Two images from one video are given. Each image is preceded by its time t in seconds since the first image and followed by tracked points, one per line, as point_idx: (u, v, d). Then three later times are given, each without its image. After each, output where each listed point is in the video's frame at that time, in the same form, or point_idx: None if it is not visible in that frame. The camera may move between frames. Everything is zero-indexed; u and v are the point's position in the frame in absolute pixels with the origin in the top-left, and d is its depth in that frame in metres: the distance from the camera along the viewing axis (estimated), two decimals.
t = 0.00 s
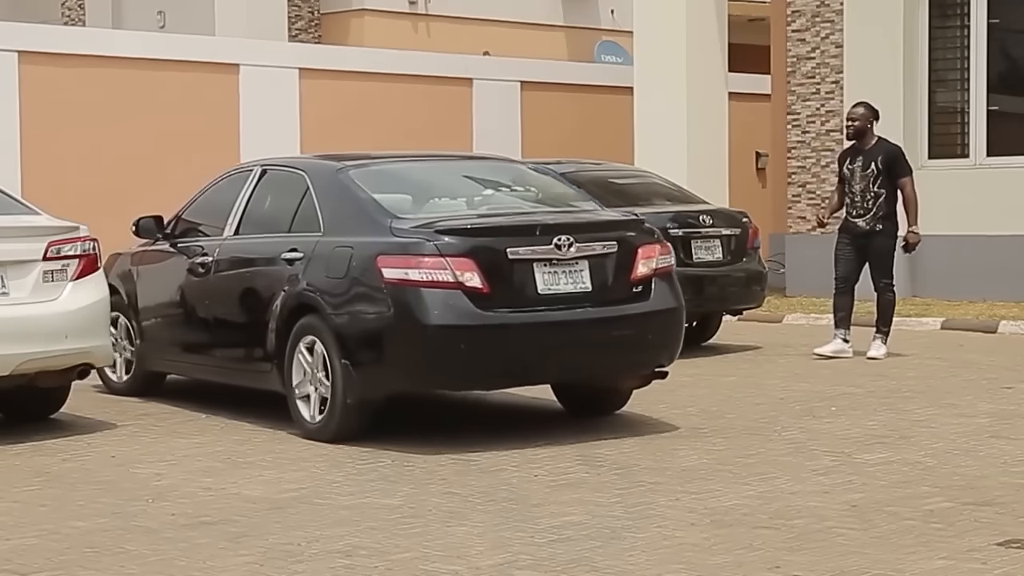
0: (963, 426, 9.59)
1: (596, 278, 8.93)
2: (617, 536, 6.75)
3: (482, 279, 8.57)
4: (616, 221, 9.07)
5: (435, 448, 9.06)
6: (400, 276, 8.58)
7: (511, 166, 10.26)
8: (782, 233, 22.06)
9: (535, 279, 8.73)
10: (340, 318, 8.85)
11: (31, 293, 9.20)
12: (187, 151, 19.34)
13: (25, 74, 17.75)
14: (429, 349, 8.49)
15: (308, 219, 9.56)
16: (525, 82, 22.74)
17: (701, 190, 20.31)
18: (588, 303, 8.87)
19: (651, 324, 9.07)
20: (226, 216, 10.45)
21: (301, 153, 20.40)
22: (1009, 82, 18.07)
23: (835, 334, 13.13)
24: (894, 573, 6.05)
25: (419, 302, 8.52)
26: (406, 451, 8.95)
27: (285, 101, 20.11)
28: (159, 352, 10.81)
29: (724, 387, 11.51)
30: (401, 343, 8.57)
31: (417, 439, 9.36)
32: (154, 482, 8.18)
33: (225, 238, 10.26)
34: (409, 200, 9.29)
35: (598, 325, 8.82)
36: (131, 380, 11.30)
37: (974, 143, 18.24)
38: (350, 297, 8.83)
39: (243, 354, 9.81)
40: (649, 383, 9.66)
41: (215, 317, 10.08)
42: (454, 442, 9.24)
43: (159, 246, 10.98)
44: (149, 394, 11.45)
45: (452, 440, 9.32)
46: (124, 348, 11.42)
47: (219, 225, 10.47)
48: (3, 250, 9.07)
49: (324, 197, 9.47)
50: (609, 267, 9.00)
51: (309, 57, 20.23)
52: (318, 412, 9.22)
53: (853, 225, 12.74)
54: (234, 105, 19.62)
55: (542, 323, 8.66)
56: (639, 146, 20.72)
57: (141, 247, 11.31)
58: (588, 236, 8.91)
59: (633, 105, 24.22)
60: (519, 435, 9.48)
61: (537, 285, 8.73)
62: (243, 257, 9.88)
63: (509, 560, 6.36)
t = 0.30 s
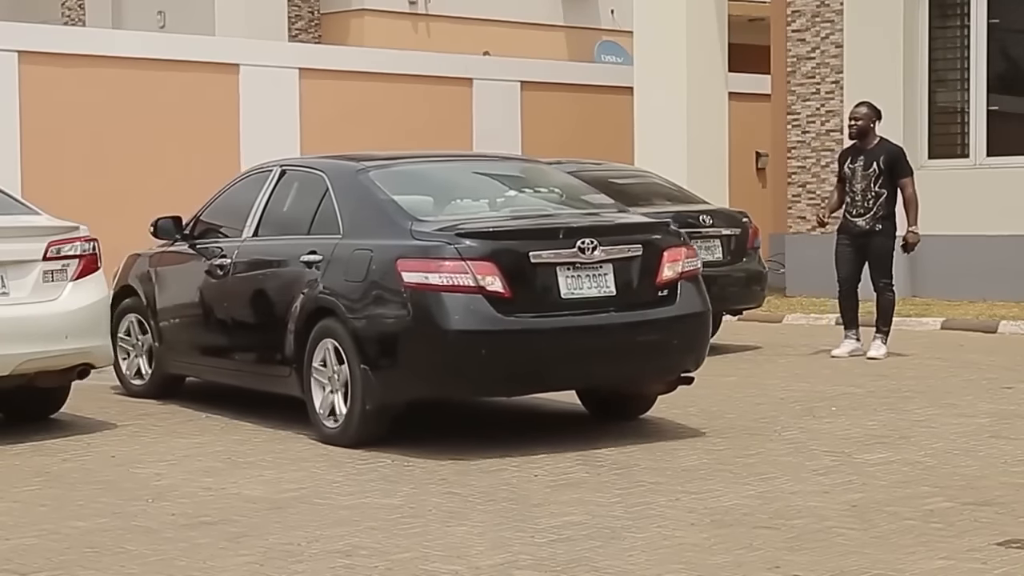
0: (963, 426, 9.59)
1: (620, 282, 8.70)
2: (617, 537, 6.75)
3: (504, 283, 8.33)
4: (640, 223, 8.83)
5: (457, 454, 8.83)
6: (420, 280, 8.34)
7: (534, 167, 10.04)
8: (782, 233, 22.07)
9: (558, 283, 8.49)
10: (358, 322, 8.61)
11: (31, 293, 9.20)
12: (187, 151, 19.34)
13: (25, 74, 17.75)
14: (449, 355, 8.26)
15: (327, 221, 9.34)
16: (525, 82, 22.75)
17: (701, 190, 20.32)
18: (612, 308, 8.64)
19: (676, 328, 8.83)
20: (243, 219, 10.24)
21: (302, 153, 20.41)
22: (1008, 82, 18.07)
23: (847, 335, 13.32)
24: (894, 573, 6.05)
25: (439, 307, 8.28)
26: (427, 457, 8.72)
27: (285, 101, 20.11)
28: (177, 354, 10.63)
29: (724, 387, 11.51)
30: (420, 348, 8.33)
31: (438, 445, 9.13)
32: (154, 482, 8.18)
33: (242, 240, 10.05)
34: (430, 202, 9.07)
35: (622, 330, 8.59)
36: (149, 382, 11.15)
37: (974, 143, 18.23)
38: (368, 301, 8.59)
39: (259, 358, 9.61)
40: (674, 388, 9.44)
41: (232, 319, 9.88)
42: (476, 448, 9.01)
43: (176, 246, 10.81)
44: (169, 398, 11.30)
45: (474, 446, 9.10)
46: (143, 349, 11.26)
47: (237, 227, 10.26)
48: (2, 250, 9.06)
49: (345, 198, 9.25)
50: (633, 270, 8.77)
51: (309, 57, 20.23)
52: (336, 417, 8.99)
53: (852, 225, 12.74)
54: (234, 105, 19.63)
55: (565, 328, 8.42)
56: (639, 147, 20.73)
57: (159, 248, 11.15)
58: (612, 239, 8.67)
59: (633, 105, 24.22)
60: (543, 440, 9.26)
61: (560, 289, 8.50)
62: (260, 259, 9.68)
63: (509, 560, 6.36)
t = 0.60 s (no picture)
0: (963, 426, 9.59)
1: (631, 280, 8.64)
2: (617, 537, 6.75)
3: (514, 281, 8.27)
4: (652, 221, 8.76)
5: (469, 455, 8.76)
6: (430, 279, 8.27)
7: (544, 165, 9.98)
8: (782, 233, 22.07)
9: (569, 282, 8.43)
10: (367, 322, 8.55)
11: (31, 293, 9.20)
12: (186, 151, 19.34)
13: (25, 74, 17.75)
14: (460, 355, 8.20)
15: (336, 219, 9.27)
16: (525, 82, 22.74)
17: (701, 190, 20.31)
18: (623, 307, 8.57)
19: (688, 326, 8.77)
20: (253, 218, 10.17)
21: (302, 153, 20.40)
22: (1008, 82, 18.07)
23: (848, 335, 13.32)
24: (894, 573, 6.05)
25: (449, 306, 8.21)
26: (438, 459, 8.66)
27: (285, 101, 20.12)
28: (187, 354, 10.58)
29: (724, 387, 11.50)
30: (430, 348, 8.27)
31: (449, 447, 9.07)
32: (154, 482, 8.18)
33: (252, 240, 9.98)
34: (440, 200, 9.01)
35: (632, 329, 8.53)
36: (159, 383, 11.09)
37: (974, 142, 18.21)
38: (378, 300, 8.53)
39: (269, 357, 9.56)
40: (686, 389, 9.37)
41: (242, 319, 9.83)
42: (488, 450, 8.94)
43: (185, 246, 10.76)
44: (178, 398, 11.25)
45: (486, 448, 9.03)
46: (152, 350, 11.20)
47: (246, 226, 10.19)
48: (2, 250, 9.06)
49: (354, 197, 9.18)
50: (644, 268, 8.71)
51: (309, 57, 20.23)
52: (346, 417, 8.93)
53: (846, 224, 12.74)
54: (234, 105, 19.63)
55: (575, 327, 8.36)
56: (639, 147, 20.74)
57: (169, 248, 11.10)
58: (623, 238, 8.60)
59: (633, 106, 24.23)
60: (556, 442, 9.19)
61: (571, 287, 8.43)
62: (270, 258, 9.61)
63: (509, 560, 6.35)
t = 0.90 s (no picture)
0: (963, 425, 9.59)
1: (648, 281, 8.52)
2: (617, 537, 6.75)
3: (529, 282, 8.16)
4: (670, 221, 8.64)
5: (484, 459, 8.65)
6: (444, 280, 8.17)
7: (559, 166, 9.88)
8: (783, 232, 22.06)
9: (585, 282, 8.31)
10: (381, 323, 8.44)
11: (31, 293, 9.20)
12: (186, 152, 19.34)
13: (26, 74, 17.75)
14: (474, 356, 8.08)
15: (349, 219, 9.18)
16: (525, 82, 22.75)
17: (700, 189, 20.31)
18: (639, 308, 8.45)
19: (706, 328, 8.63)
20: (265, 217, 10.08)
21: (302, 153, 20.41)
22: (1008, 82, 18.07)
23: (848, 335, 13.32)
24: (894, 573, 6.05)
25: (463, 307, 8.11)
26: (452, 463, 8.55)
27: (285, 101, 20.13)
28: (199, 356, 10.48)
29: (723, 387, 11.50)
30: (444, 350, 8.14)
31: (464, 451, 8.95)
32: (154, 482, 8.18)
33: (263, 240, 9.88)
34: (454, 200, 8.91)
35: (648, 330, 8.40)
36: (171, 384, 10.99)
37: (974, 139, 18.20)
38: (391, 302, 8.43)
39: (282, 359, 9.45)
40: (704, 392, 9.24)
41: (255, 321, 9.72)
42: (504, 454, 8.83)
43: (197, 246, 10.64)
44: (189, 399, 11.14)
45: (502, 452, 8.91)
46: (164, 351, 11.11)
47: (258, 225, 10.10)
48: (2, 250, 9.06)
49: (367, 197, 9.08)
50: (661, 270, 8.58)
51: (309, 57, 20.23)
52: (359, 421, 8.82)
53: (843, 224, 12.73)
54: (234, 105, 19.64)
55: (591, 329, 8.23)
56: (639, 147, 20.74)
57: (180, 249, 10.98)
58: (640, 238, 8.48)
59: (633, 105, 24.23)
60: (573, 446, 9.08)
61: (588, 288, 8.31)
62: (281, 258, 9.52)
63: (509, 560, 6.36)
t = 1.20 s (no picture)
0: (964, 426, 9.59)
1: (669, 284, 8.34)
2: (617, 536, 6.75)
3: (548, 285, 7.99)
4: (691, 221, 8.46)
5: (504, 464, 8.51)
6: (460, 282, 8.01)
7: (579, 166, 9.72)
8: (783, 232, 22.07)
9: (604, 285, 8.14)
10: (397, 326, 8.30)
11: (31, 293, 9.20)
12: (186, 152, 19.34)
13: (26, 74, 17.75)
14: (491, 361, 7.91)
15: (365, 220, 9.02)
16: (525, 82, 22.75)
17: (700, 189, 20.32)
18: (660, 311, 8.28)
19: (728, 331, 8.46)
20: (281, 218, 9.93)
21: (302, 153, 20.41)
22: (1008, 82, 18.05)
23: (847, 335, 13.32)
24: (894, 573, 6.05)
25: (480, 309, 7.94)
26: (472, 467, 8.41)
27: (285, 101, 20.14)
28: (215, 357, 10.34)
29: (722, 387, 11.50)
30: (461, 353, 7.99)
31: (485, 454, 8.81)
32: (154, 482, 8.17)
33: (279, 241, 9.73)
34: (472, 200, 8.76)
35: (669, 334, 8.23)
36: (187, 386, 10.85)
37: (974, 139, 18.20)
38: (407, 304, 8.27)
39: (298, 360, 9.31)
40: (727, 395, 9.09)
41: (269, 321, 9.58)
42: (525, 458, 8.69)
43: (212, 246, 10.52)
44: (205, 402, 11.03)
45: (524, 455, 8.77)
46: (179, 352, 10.99)
47: (274, 226, 9.95)
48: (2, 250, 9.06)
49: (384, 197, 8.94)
50: (682, 272, 8.41)
51: (309, 57, 20.24)
52: (375, 424, 8.68)
53: (842, 224, 12.72)
54: (234, 106, 19.65)
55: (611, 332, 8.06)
56: (639, 148, 20.75)
57: (194, 249, 10.86)
58: (660, 239, 8.31)
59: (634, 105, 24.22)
60: (595, 449, 8.94)
61: (607, 290, 8.15)
62: (296, 259, 9.37)
63: (509, 560, 6.35)
